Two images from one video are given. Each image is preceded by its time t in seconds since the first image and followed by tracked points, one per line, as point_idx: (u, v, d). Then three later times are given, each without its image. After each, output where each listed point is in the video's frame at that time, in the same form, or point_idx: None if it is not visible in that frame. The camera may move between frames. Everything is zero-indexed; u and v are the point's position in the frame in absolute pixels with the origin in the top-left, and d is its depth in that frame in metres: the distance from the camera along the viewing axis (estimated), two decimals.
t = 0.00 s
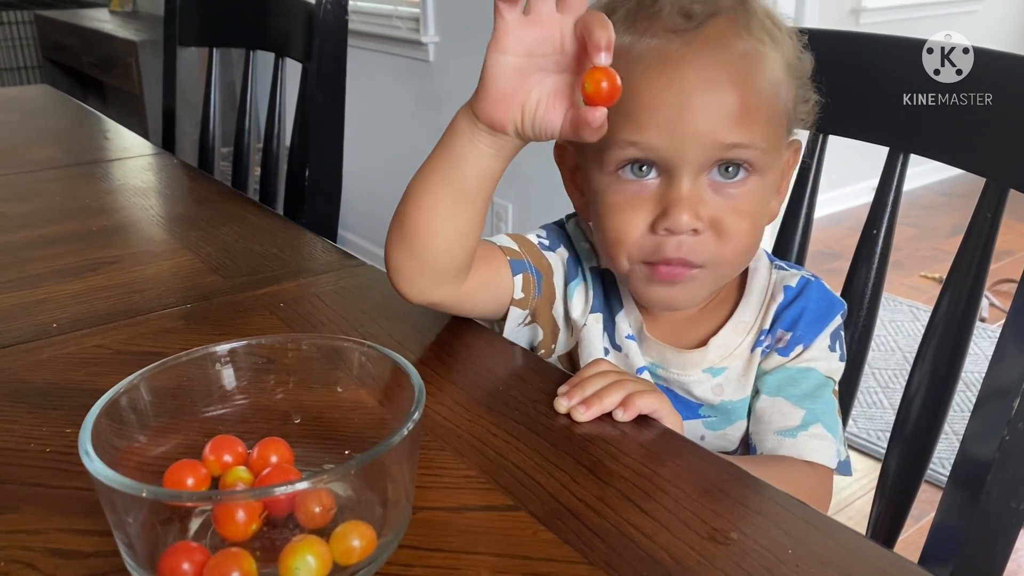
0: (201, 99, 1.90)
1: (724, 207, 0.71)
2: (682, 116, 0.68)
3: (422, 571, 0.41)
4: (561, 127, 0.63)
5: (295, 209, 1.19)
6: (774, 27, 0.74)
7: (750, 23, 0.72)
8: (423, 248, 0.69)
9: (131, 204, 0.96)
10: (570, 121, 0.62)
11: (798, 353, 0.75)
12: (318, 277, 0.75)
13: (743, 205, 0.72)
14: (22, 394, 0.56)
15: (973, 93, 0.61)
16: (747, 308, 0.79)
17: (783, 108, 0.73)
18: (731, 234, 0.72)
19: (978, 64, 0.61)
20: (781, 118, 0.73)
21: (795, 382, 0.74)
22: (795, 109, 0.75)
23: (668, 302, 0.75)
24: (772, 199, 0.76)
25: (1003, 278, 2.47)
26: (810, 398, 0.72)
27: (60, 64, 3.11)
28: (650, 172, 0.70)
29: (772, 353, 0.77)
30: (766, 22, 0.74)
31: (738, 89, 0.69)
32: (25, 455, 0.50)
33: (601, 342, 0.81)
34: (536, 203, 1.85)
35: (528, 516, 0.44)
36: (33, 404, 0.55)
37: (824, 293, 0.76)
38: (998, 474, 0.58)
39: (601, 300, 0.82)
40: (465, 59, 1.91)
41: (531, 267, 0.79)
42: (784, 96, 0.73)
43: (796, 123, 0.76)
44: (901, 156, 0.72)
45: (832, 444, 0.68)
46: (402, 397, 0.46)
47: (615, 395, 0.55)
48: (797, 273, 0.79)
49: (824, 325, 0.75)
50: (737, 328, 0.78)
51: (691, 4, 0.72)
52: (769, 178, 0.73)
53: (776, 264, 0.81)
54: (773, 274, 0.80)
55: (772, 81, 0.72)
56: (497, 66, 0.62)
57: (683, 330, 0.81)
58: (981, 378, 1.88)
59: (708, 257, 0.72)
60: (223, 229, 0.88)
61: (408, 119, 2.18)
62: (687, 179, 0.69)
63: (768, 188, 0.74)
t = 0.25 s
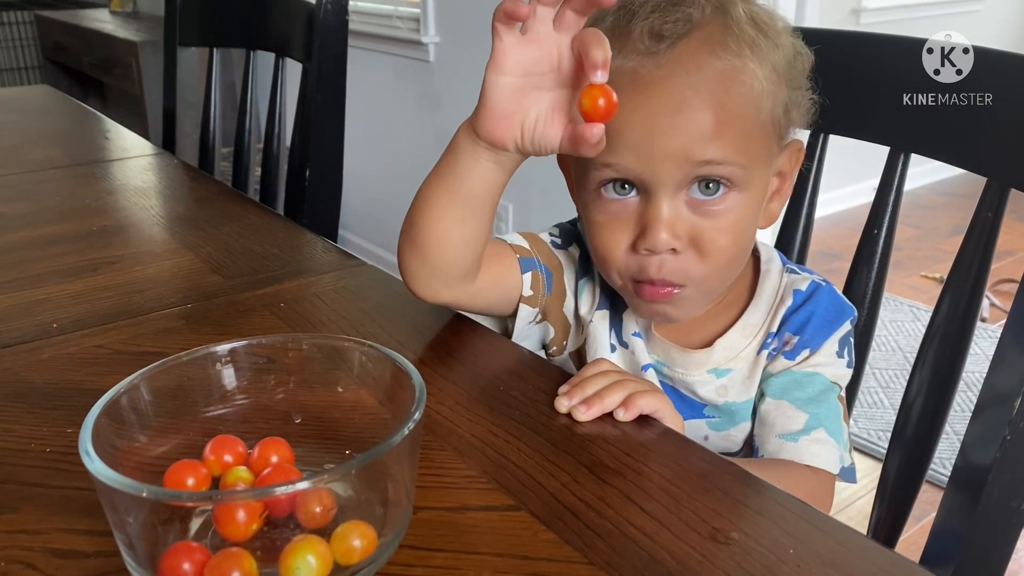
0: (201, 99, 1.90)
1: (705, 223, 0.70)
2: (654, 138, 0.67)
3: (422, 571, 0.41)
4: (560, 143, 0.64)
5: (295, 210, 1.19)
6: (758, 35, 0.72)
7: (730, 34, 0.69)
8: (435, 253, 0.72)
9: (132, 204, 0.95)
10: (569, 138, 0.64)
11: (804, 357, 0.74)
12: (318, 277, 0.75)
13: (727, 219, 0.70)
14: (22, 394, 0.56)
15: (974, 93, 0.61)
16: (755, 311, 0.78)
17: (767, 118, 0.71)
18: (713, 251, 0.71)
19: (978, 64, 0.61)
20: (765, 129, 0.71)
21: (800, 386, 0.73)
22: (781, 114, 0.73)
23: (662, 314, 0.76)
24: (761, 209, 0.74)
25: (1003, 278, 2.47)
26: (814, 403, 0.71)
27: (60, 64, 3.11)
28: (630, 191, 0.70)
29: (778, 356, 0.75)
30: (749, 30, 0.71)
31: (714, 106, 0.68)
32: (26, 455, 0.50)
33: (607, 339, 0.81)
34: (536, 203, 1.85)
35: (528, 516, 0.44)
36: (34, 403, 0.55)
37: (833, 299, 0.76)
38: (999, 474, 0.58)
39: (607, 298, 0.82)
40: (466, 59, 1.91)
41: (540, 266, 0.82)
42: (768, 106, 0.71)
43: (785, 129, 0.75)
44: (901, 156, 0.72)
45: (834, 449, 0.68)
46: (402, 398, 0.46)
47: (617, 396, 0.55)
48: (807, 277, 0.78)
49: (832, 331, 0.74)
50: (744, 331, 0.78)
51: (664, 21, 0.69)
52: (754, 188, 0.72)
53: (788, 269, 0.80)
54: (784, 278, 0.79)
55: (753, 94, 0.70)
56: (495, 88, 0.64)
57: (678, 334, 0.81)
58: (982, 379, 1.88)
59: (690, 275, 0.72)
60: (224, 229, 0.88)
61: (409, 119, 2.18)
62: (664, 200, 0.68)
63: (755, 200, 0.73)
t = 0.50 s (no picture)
0: (201, 99, 1.90)
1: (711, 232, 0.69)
2: (656, 150, 0.66)
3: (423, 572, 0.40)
4: (528, 151, 0.66)
5: (295, 210, 1.19)
6: (764, 44, 0.70)
7: (734, 44, 0.68)
8: (428, 257, 0.74)
9: (132, 204, 0.95)
10: (535, 144, 0.65)
11: (806, 367, 0.72)
12: (318, 277, 0.75)
13: (733, 226, 0.69)
14: (23, 394, 0.56)
15: (974, 93, 0.61)
16: (759, 317, 0.76)
17: (773, 125, 0.70)
18: (721, 259, 0.70)
19: (978, 63, 0.61)
20: (771, 135, 0.70)
21: (802, 396, 0.69)
22: (786, 122, 0.72)
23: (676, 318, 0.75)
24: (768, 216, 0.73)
25: (1004, 278, 2.47)
26: (816, 413, 0.67)
27: (60, 65, 3.11)
28: (636, 200, 0.69)
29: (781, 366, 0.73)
30: (754, 40, 0.70)
31: (718, 116, 0.66)
32: (26, 454, 0.50)
33: (607, 341, 0.82)
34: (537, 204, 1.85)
35: (529, 515, 0.44)
36: (35, 403, 0.55)
37: (839, 309, 0.73)
38: (999, 473, 0.57)
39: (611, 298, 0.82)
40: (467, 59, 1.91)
41: (534, 267, 0.82)
42: (774, 114, 0.70)
43: (792, 135, 0.73)
44: (902, 156, 0.72)
45: (834, 460, 0.65)
46: (403, 397, 0.46)
47: (617, 395, 0.55)
48: (814, 287, 0.76)
49: (835, 341, 0.72)
50: (745, 335, 0.76)
51: (666, 34, 0.68)
52: (761, 194, 0.71)
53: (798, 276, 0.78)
54: (791, 287, 0.77)
55: (756, 104, 0.69)
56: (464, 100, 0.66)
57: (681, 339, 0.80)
58: (982, 378, 1.88)
59: (697, 283, 0.71)
60: (224, 229, 0.88)
61: (409, 119, 2.17)
62: (669, 210, 0.68)
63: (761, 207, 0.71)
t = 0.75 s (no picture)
0: (201, 100, 1.90)
1: (736, 230, 0.68)
2: (680, 149, 0.66)
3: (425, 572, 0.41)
4: (464, 137, 0.74)
5: (296, 210, 1.19)
6: (789, 43, 0.70)
7: (757, 44, 0.68)
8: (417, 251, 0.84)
9: (133, 204, 0.96)
10: (468, 132, 0.74)
11: (819, 375, 0.70)
12: (319, 277, 0.75)
13: (757, 224, 0.69)
14: (24, 394, 0.56)
15: (973, 93, 0.61)
16: (772, 321, 0.76)
17: (798, 123, 0.69)
18: (746, 255, 0.70)
19: (978, 63, 0.61)
20: (797, 133, 0.69)
21: (815, 405, 0.68)
22: (813, 123, 0.71)
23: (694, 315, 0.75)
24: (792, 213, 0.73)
25: (1004, 278, 2.47)
26: (828, 423, 0.66)
27: (60, 65, 3.11)
28: (659, 201, 0.69)
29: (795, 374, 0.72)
30: (776, 39, 0.69)
31: (741, 114, 0.66)
32: (27, 455, 0.50)
33: (609, 339, 0.83)
34: (538, 204, 1.85)
35: (530, 516, 0.44)
36: (36, 404, 0.55)
37: (854, 318, 0.72)
38: (1000, 473, 0.58)
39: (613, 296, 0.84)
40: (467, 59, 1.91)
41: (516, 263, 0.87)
42: (800, 113, 0.69)
43: (818, 134, 0.72)
44: (902, 155, 0.72)
45: (843, 472, 0.64)
46: (404, 398, 0.46)
47: (618, 395, 0.55)
48: (830, 293, 0.74)
49: (850, 349, 0.71)
50: (756, 337, 0.76)
51: (689, 35, 0.68)
52: (786, 190, 0.70)
53: (817, 283, 0.77)
54: (810, 293, 0.76)
55: (781, 102, 0.68)
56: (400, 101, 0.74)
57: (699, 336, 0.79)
58: (983, 378, 1.88)
59: (722, 281, 0.71)
60: (224, 229, 0.88)
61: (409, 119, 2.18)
62: (693, 209, 0.67)
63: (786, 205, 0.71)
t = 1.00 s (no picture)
0: (201, 100, 1.90)
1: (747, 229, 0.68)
2: (693, 145, 0.66)
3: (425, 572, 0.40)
4: (465, 163, 0.81)
5: (296, 210, 1.19)
6: (801, 44, 0.70)
7: (770, 44, 0.68)
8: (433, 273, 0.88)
9: (133, 204, 0.96)
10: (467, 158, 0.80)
11: (823, 379, 0.70)
12: (319, 277, 0.75)
13: (767, 223, 0.69)
14: (24, 393, 0.56)
15: (973, 93, 0.61)
16: (775, 323, 0.77)
17: (808, 123, 0.69)
18: (755, 254, 0.70)
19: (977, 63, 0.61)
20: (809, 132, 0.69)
21: (818, 411, 0.68)
22: (825, 122, 0.71)
23: (701, 314, 0.75)
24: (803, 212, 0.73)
25: (1004, 277, 2.47)
26: (831, 430, 0.66)
27: (60, 65, 3.11)
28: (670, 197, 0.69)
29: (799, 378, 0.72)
30: (789, 40, 0.69)
31: (754, 112, 0.66)
32: (27, 454, 0.50)
33: (597, 341, 0.86)
34: (538, 204, 1.85)
35: (530, 515, 0.44)
36: (36, 403, 0.55)
37: (859, 323, 0.72)
38: (1000, 473, 0.58)
39: (600, 297, 0.87)
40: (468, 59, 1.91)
41: (499, 280, 0.91)
42: (812, 113, 0.69)
43: (829, 135, 0.72)
44: (902, 155, 0.72)
45: (844, 480, 0.64)
46: (404, 397, 0.46)
47: (618, 394, 0.56)
48: (837, 298, 0.74)
49: (855, 354, 0.71)
50: (758, 336, 0.77)
51: (705, 32, 0.68)
52: (796, 191, 0.70)
53: (825, 287, 0.77)
54: (817, 296, 0.76)
55: (793, 100, 0.68)
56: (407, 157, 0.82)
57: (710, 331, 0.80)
58: (983, 378, 1.88)
59: (732, 278, 0.71)
60: (224, 229, 0.88)
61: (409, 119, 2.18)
62: (704, 206, 0.67)
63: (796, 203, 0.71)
